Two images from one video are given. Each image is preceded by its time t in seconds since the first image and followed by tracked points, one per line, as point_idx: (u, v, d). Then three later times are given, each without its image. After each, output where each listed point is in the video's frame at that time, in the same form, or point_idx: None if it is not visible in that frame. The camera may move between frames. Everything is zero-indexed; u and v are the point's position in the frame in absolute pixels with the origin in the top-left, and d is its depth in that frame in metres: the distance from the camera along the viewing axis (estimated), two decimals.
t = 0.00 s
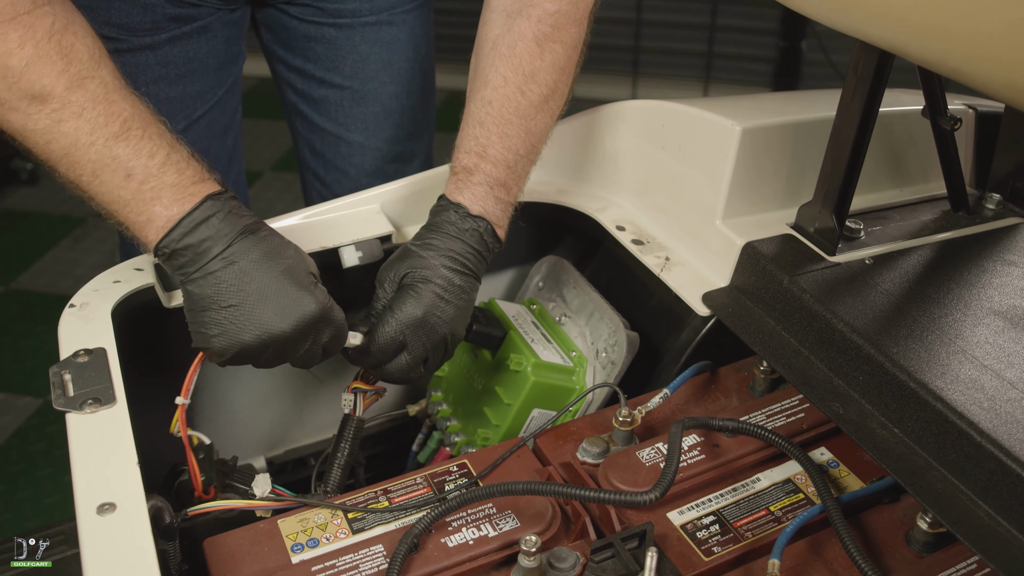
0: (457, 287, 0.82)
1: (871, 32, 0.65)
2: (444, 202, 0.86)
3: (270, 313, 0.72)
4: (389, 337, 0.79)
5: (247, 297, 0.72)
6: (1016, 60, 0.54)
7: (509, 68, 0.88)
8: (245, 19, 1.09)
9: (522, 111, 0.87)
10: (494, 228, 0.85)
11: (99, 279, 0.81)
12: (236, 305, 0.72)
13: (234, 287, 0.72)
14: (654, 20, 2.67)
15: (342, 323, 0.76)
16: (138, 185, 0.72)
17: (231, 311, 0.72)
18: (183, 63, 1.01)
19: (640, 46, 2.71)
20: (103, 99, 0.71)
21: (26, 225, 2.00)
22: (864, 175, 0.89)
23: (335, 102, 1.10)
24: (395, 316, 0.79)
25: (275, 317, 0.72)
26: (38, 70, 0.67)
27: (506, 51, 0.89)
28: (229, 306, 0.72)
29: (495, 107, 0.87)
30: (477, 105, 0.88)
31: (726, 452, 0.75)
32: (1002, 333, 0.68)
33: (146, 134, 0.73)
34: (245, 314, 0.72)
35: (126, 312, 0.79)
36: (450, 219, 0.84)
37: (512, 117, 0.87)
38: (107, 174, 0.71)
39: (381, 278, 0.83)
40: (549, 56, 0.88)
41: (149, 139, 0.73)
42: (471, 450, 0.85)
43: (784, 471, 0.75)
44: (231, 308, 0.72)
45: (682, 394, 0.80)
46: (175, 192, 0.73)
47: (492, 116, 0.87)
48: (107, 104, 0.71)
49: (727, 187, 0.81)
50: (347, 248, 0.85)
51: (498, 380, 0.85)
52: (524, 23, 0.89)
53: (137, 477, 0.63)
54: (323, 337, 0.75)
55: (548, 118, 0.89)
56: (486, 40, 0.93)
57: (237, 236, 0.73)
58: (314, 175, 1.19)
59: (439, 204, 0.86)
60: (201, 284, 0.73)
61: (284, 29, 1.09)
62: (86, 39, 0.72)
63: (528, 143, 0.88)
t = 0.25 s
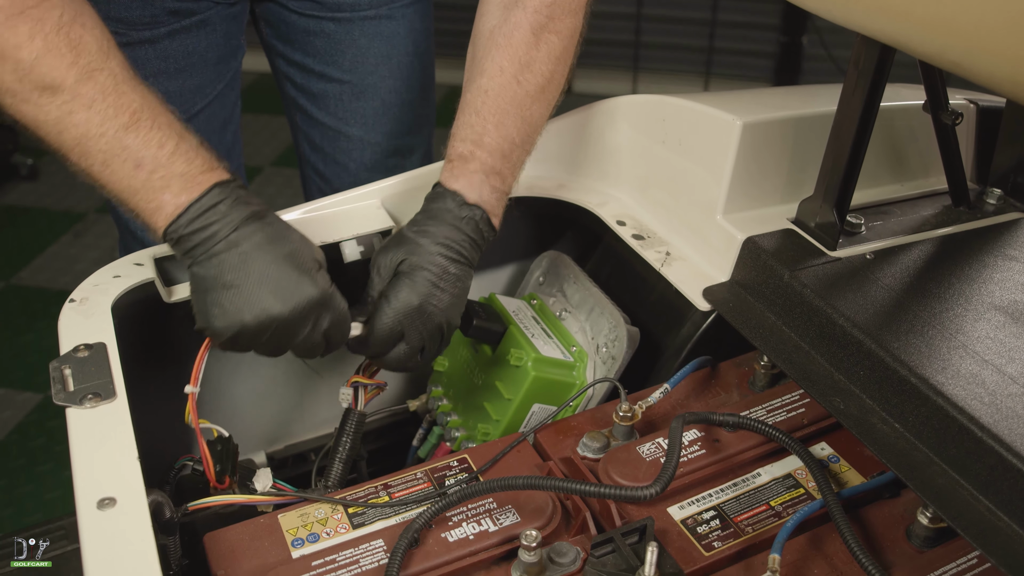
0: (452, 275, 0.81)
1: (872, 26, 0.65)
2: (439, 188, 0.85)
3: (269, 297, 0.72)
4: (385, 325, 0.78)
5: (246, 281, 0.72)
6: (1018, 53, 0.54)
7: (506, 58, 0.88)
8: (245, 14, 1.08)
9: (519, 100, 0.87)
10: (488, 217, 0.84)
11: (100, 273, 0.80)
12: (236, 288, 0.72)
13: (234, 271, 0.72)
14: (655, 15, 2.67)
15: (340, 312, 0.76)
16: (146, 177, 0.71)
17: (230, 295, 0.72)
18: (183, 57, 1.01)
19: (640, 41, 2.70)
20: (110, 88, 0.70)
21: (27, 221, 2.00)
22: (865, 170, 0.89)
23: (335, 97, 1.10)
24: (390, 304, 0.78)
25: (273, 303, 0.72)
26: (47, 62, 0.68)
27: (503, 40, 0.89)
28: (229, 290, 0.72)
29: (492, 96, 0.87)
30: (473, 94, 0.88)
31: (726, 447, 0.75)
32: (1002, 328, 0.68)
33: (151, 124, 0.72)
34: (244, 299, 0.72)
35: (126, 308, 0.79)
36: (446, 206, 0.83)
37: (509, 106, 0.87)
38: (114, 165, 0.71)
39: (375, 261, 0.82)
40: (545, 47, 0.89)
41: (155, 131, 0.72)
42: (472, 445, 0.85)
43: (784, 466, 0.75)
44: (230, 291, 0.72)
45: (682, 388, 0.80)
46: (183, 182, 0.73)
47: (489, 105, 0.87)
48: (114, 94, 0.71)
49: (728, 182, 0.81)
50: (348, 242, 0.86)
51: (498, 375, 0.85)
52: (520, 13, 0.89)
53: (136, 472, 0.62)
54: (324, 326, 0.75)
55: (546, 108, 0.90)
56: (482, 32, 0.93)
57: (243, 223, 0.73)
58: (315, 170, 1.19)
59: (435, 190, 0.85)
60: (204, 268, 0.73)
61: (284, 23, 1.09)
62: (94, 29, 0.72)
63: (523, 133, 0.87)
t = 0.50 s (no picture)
0: (474, 264, 0.81)
1: (873, 22, 0.64)
2: (466, 170, 0.84)
3: (274, 232, 0.69)
4: (407, 316, 0.77)
5: (246, 209, 0.69)
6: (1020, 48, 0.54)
7: (522, 37, 0.88)
8: (243, 11, 1.08)
9: (536, 82, 0.87)
10: (514, 200, 0.85)
11: (99, 270, 0.80)
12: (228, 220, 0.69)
13: (227, 201, 0.69)
14: (655, 12, 2.67)
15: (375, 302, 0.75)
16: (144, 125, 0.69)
17: (224, 222, 0.69)
18: (181, 54, 1.01)
19: (640, 38, 2.70)
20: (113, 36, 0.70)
21: (27, 217, 2.00)
22: (865, 167, 0.89)
23: (335, 94, 1.10)
24: (415, 294, 0.78)
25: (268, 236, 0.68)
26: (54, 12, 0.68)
27: (517, 20, 0.88)
28: (221, 220, 0.69)
29: (510, 77, 0.87)
30: (491, 76, 0.88)
31: (726, 444, 0.75)
32: (1003, 324, 0.68)
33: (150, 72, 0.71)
34: (240, 233, 0.68)
35: (126, 306, 0.79)
36: (474, 188, 0.82)
37: (529, 87, 0.87)
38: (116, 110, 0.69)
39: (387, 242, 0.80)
40: (561, 26, 0.89)
41: (154, 81, 0.70)
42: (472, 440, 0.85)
43: (784, 463, 0.75)
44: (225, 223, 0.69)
45: (682, 385, 0.80)
46: (180, 121, 0.71)
47: (507, 85, 0.87)
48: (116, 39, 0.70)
49: (727, 178, 0.81)
50: (354, 236, 0.85)
51: (498, 371, 0.85)
52: None
53: (136, 467, 0.62)
54: (312, 268, 0.71)
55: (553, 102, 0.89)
56: (496, 9, 0.91)
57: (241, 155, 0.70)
58: (315, 167, 1.19)
59: (460, 172, 0.84)
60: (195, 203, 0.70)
61: (282, 19, 1.08)
62: None
63: (542, 112, 0.88)
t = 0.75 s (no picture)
0: (456, 238, 0.80)
1: (875, 17, 0.64)
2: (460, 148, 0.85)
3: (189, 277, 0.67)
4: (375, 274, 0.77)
5: (175, 248, 0.67)
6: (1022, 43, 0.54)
7: (520, 20, 0.84)
8: (246, 7, 1.08)
9: (534, 66, 0.84)
10: (505, 182, 0.84)
11: (99, 265, 0.81)
12: (179, 257, 0.67)
13: (163, 243, 0.67)
14: (655, 8, 2.67)
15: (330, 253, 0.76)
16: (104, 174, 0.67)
17: (162, 264, 0.66)
18: (184, 48, 1.01)
19: (641, 34, 2.70)
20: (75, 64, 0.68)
21: (26, 214, 2.00)
22: (866, 163, 0.89)
23: (337, 89, 1.10)
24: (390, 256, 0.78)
25: (197, 265, 0.68)
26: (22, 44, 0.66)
27: (516, 3, 0.84)
28: (147, 267, 0.66)
29: (506, 60, 0.84)
30: (487, 58, 0.85)
31: (726, 440, 0.75)
32: (1003, 320, 0.68)
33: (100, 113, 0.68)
34: (180, 270, 0.67)
35: (126, 300, 0.79)
36: (464, 166, 0.82)
37: (524, 70, 0.84)
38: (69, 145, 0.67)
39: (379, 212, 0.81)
40: (560, 9, 0.84)
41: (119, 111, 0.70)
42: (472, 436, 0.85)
43: (785, 459, 0.75)
44: (152, 267, 0.66)
45: (682, 381, 0.80)
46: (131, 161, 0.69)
47: (502, 68, 0.84)
48: (76, 61, 0.69)
49: (728, 174, 0.81)
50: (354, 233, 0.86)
51: (498, 367, 0.85)
52: None
53: (136, 463, 0.62)
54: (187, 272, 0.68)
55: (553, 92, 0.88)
56: None
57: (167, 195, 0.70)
58: (317, 163, 1.19)
59: (452, 150, 0.85)
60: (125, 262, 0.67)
61: (286, 15, 1.08)
62: (86, 14, 0.73)
63: (538, 97, 0.86)
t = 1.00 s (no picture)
0: (434, 214, 0.79)
1: (875, 12, 0.64)
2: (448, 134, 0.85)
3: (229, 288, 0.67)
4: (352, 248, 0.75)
5: (210, 258, 0.67)
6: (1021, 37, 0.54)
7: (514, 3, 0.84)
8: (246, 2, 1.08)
9: (526, 49, 0.84)
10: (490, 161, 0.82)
11: (98, 261, 0.80)
12: (221, 266, 0.67)
13: (198, 257, 0.66)
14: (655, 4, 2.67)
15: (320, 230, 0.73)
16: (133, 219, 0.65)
17: (206, 276, 0.66)
18: (184, 44, 1.00)
19: (641, 31, 2.70)
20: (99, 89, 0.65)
21: (26, 210, 2.00)
22: (867, 158, 0.88)
23: (338, 84, 1.09)
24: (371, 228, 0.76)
25: (240, 267, 0.68)
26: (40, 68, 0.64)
27: None
28: (193, 281, 0.66)
29: (498, 42, 0.84)
30: (483, 39, 0.86)
31: (727, 436, 0.75)
32: (1004, 316, 0.68)
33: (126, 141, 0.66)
34: (224, 274, 0.67)
35: (126, 295, 0.79)
36: (447, 147, 0.82)
37: (516, 51, 0.84)
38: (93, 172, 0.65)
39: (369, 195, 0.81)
40: None
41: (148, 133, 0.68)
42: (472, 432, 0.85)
43: (785, 455, 0.75)
44: (194, 284, 0.66)
45: (683, 377, 0.80)
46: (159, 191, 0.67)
47: (493, 51, 0.85)
48: (102, 87, 0.66)
49: (728, 170, 0.81)
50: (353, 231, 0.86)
51: (498, 363, 0.85)
52: None
53: (136, 459, 0.62)
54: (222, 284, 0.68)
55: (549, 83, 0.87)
56: None
57: (192, 209, 0.68)
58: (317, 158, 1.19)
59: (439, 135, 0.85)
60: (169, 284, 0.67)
61: (286, 10, 1.08)
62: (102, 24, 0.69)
63: (533, 82, 0.85)
